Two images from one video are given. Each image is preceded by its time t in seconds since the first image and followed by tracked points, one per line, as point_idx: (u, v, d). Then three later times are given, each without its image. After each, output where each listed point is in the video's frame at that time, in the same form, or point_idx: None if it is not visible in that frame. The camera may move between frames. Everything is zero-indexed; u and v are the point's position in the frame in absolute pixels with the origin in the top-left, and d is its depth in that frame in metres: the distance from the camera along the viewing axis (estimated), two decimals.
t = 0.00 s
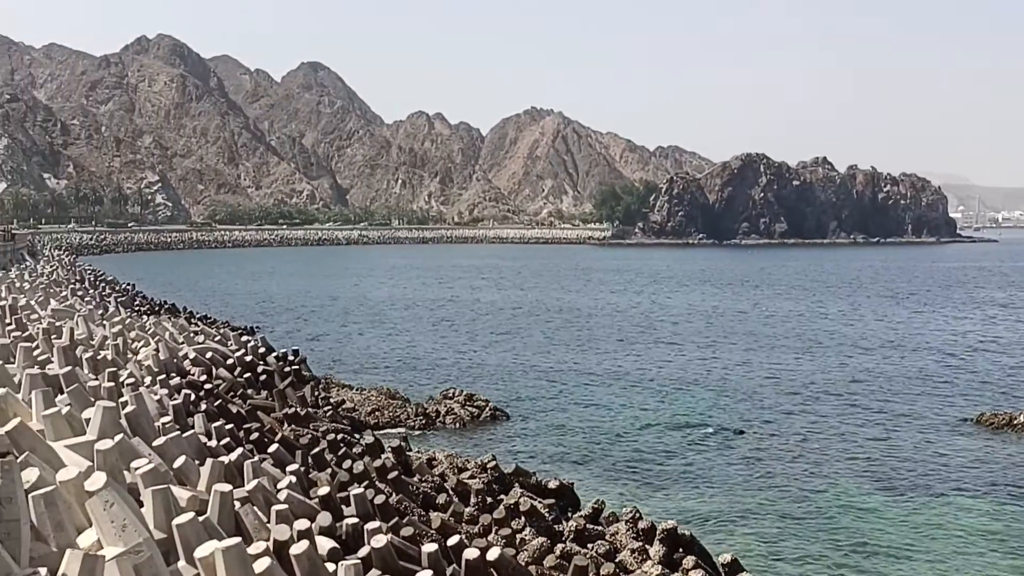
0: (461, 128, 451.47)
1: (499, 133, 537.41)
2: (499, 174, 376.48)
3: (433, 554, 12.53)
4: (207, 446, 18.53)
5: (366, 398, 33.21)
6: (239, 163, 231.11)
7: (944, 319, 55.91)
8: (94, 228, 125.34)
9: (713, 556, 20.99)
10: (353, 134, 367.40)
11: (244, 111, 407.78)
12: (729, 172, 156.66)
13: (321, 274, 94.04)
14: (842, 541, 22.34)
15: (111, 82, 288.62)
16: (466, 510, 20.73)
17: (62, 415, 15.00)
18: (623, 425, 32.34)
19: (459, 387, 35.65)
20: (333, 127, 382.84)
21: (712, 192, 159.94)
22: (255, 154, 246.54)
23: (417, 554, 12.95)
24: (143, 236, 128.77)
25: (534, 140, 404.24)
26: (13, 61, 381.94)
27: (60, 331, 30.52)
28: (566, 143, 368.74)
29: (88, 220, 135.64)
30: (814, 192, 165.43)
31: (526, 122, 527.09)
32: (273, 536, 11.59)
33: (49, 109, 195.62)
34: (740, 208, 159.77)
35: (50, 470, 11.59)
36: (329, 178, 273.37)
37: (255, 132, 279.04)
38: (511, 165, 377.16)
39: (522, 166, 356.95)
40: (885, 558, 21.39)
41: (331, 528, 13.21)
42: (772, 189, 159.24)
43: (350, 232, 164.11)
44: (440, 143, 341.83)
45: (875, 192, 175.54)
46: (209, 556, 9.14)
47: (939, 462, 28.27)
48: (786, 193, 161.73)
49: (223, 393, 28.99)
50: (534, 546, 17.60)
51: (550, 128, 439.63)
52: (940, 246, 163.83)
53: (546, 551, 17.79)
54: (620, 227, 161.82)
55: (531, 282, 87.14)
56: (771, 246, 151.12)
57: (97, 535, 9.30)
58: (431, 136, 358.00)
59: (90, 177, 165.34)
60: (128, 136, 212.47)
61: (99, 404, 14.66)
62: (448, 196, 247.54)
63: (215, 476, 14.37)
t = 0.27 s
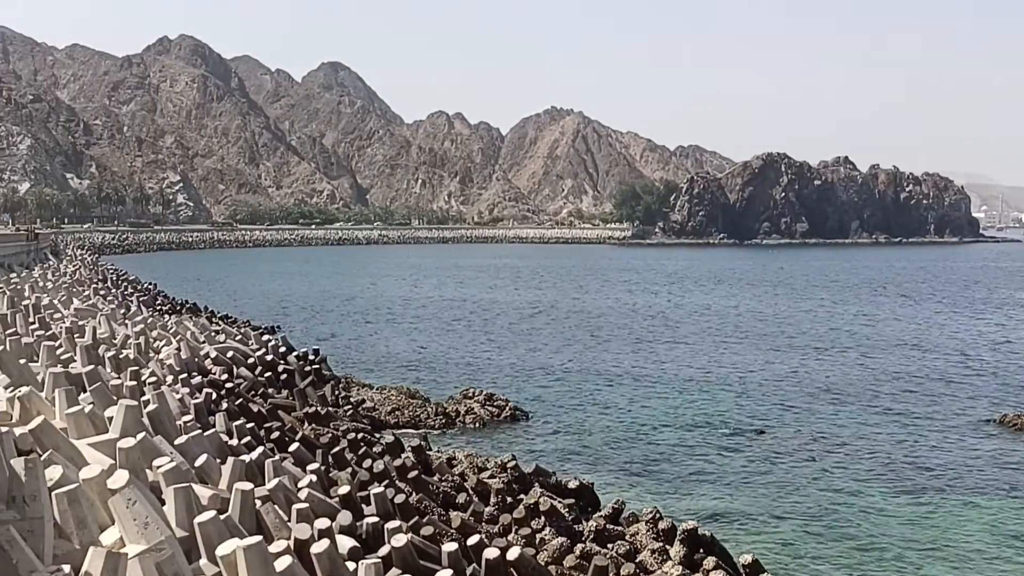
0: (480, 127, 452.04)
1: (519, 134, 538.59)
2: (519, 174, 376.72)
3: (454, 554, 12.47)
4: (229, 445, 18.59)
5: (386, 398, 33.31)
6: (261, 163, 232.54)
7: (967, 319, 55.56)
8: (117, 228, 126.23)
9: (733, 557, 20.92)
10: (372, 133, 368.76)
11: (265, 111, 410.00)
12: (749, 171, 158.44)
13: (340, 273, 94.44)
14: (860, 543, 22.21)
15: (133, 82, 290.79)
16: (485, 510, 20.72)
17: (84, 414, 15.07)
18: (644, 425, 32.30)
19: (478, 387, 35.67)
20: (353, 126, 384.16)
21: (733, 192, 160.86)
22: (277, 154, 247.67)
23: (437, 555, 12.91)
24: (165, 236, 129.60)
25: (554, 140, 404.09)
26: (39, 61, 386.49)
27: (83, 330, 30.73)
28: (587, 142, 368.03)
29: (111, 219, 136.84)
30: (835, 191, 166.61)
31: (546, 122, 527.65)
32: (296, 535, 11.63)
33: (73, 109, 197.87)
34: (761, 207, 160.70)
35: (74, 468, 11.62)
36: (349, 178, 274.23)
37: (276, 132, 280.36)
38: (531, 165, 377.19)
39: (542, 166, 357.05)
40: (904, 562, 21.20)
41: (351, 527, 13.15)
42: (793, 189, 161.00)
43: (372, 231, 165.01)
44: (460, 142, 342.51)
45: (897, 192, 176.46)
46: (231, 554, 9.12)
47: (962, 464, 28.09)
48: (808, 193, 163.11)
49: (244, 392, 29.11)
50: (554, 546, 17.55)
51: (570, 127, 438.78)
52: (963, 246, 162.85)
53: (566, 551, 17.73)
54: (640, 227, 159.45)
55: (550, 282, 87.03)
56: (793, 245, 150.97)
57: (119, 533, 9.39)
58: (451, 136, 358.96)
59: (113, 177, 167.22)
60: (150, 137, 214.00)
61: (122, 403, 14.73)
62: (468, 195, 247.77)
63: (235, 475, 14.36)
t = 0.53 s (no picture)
0: (500, 127, 452.28)
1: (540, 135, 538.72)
2: (540, 174, 376.78)
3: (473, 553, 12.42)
4: (250, 444, 18.62)
5: (406, 397, 33.36)
6: (282, 163, 233.71)
7: (990, 320, 55.13)
8: (141, 228, 127.18)
9: (754, 559, 20.83)
10: (393, 132, 370.02)
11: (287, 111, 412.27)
12: (770, 171, 159.20)
13: (360, 273, 94.69)
14: (880, 545, 22.08)
15: (156, 82, 292.93)
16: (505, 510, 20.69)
17: (106, 411, 15.09)
18: (663, 425, 32.27)
19: (497, 387, 35.66)
20: (373, 127, 385.50)
21: (754, 193, 160.67)
22: (298, 153, 248.68)
23: (456, 553, 12.84)
24: (187, 235, 130.54)
25: (575, 140, 403.94)
26: (63, 62, 390.26)
27: (106, 328, 30.88)
28: (607, 141, 367.00)
29: (134, 219, 137.90)
30: (858, 191, 165.61)
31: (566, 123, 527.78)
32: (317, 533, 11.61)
33: (96, 110, 199.60)
34: (782, 208, 160.63)
35: (95, 466, 11.60)
36: (370, 178, 274.76)
37: (298, 132, 281.49)
38: (552, 165, 377.18)
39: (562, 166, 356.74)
40: (923, 565, 21.04)
41: (371, 526, 13.11)
42: (815, 189, 160.56)
43: (393, 232, 165.59)
44: (481, 142, 342.96)
45: (920, 192, 175.37)
46: (252, 554, 9.04)
47: (984, 466, 27.90)
48: (830, 193, 162.75)
49: (264, 391, 29.20)
50: (573, 547, 17.49)
51: (590, 127, 438.02)
52: (987, 246, 161.81)
53: (585, 552, 17.67)
54: (661, 227, 161.65)
55: (570, 281, 86.99)
56: (814, 246, 150.50)
57: (141, 531, 9.43)
58: (472, 137, 359.53)
59: (136, 177, 168.71)
60: (172, 137, 215.46)
61: (144, 402, 14.72)
62: (489, 195, 247.93)
63: (256, 474, 14.34)
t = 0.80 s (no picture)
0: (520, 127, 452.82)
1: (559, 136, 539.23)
2: (560, 174, 376.93)
3: (494, 553, 12.39)
4: (272, 442, 18.73)
5: (426, 397, 33.47)
6: (303, 162, 234.67)
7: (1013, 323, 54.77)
8: (164, 228, 128.07)
9: (775, 561, 20.73)
10: (413, 132, 371.21)
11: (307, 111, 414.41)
12: (792, 172, 158.98)
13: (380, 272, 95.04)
14: (902, 549, 21.96)
15: (178, 82, 294.95)
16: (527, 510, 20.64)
17: (129, 410, 15.17)
18: (682, 426, 32.24)
19: (517, 387, 35.65)
20: (393, 127, 386.76)
21: (776, 193, 160.40)
22: (319, 154, 249.74)
23: (476, 553, 12.82)
24: (209, 234, 131.33)
25: (596, 140, 404.02)
26: (86, 62, 393.67)
27: (128, 327, 31.07)
28: (628, 141, 366.69)
29: (156, 219, 138.74)
30: (880, 192, 165.26)
31: (586, 124, 528.32)
32: (338, 531, 11.66)
33: (119, 109, 201.25)
34: (804, 208, 160.21)
35: (118, 465, 11.70)
36: (390, 176, 275.78)
37: (319, 133, 282.84)
38: (572, 166, 377.28)
39: (583, 166, 356.78)
40: (945, 570, 20.89)
41: (391, 526, 13.09)
42: (837, 190, 160.13)
43: (413, 232, 165.96)
44: (502, 143, 343.57)
45: (944, 192, 174.67)
46: (275, 551, 9.10)
47: (1007, 470, 27.71)
48: (852, 194, 162.66)
49: (285, 390, 29.31)
50: (593, 547, 17.47)
51: (610, 126, 437.27)
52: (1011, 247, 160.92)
53: (605, 552, 17.68)
54: (682, 227, 160.89)
55: (589, 282, 86.97)
56: (836, 247, 150.19)
57: (165, 528, 9.53)
58: (493, 136, 360.31)
59: (158, 177, 169.99)
60: (194, 137, 216.85)
61: (167, 400, 14.81)
62: (509, 195, 248.15)
63: (277, 473, 14.38)
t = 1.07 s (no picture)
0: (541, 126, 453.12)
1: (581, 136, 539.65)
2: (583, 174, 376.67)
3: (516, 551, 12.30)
4: (294, 440, 18.79)
5: (448, 395, 33.48)
6: (325, 162, 235.35)
7: None
8: (187, 226, 128.73)
9: (797, 562, 20.65)
10: (436, 130, 371.79)
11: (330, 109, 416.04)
12: (816, 171, 158.61)
13: (402, 271, 95.26)
14: (925, 551, 21.81)
15: (201, 81, 296.89)
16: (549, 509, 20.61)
17: (153, 407, 15.23)
18: (703, 426, 32.15)
19: (538, 387, 35.63)
20: (413, 126, 387.66)
21: (800, 192, 160.21)
22: (342, 153, 250.59)
23: (498, 552, 12.75)
24: (231, 232, 131.96)
25: (618, 139, 403.84)
26: (111, 61, 397.20)
27: (152, 324, 31.27)
28: (651, 140, 366.23)
29: (179, 217, 139.53)
30: (905, 192, 165.52)
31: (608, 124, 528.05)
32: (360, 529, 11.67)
33: (143, 108, 202.89)
34: (827, 208, 159.80)
35: (142, 462, 11.79)
36: (413, 175, 276.49)
37: (342, 131, 283.78)
38: (594, 166, 377.00)
39: (606, 165, 356.43)
40: (969, 573, 20.74)
41: (414, 523, 13.02)
42: (862, 189, 160.30)
43: (435, 230, 166.21)
44: (525, 140, 343.67)
45: (968, 192, 175.59)
46: (297, 549, 9.14)
47: None
48: (876, 194, 162.94)
49: (307, 387, 29.41)
50: (615, 546, 17.39)
51: (633, 125, 436.69)
52: None
53: (628, 551, 17.60)
54: (704, 227, 155.63)
55: (611, 280, 86.73)
56: (861, 247, 149.58)
57: (188, 525, 9.62)
58: (517, 135, 360.56)
59: (181, 175, 171.11)
60: (218, 136, 218.16)
61: (191, 398, 14.90)
62: (531, 194, 248.18)
63: (300, 470, 14.38)
